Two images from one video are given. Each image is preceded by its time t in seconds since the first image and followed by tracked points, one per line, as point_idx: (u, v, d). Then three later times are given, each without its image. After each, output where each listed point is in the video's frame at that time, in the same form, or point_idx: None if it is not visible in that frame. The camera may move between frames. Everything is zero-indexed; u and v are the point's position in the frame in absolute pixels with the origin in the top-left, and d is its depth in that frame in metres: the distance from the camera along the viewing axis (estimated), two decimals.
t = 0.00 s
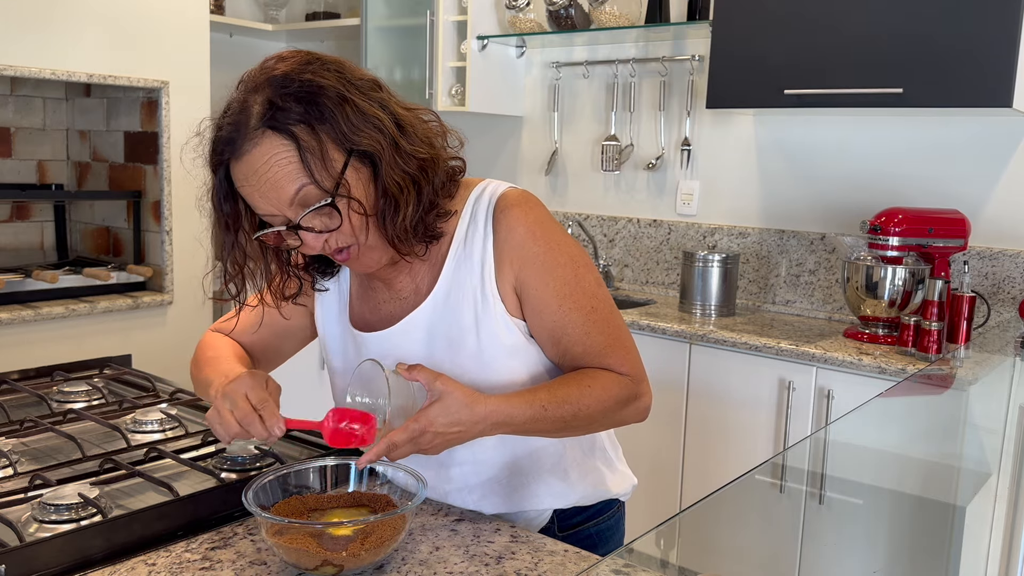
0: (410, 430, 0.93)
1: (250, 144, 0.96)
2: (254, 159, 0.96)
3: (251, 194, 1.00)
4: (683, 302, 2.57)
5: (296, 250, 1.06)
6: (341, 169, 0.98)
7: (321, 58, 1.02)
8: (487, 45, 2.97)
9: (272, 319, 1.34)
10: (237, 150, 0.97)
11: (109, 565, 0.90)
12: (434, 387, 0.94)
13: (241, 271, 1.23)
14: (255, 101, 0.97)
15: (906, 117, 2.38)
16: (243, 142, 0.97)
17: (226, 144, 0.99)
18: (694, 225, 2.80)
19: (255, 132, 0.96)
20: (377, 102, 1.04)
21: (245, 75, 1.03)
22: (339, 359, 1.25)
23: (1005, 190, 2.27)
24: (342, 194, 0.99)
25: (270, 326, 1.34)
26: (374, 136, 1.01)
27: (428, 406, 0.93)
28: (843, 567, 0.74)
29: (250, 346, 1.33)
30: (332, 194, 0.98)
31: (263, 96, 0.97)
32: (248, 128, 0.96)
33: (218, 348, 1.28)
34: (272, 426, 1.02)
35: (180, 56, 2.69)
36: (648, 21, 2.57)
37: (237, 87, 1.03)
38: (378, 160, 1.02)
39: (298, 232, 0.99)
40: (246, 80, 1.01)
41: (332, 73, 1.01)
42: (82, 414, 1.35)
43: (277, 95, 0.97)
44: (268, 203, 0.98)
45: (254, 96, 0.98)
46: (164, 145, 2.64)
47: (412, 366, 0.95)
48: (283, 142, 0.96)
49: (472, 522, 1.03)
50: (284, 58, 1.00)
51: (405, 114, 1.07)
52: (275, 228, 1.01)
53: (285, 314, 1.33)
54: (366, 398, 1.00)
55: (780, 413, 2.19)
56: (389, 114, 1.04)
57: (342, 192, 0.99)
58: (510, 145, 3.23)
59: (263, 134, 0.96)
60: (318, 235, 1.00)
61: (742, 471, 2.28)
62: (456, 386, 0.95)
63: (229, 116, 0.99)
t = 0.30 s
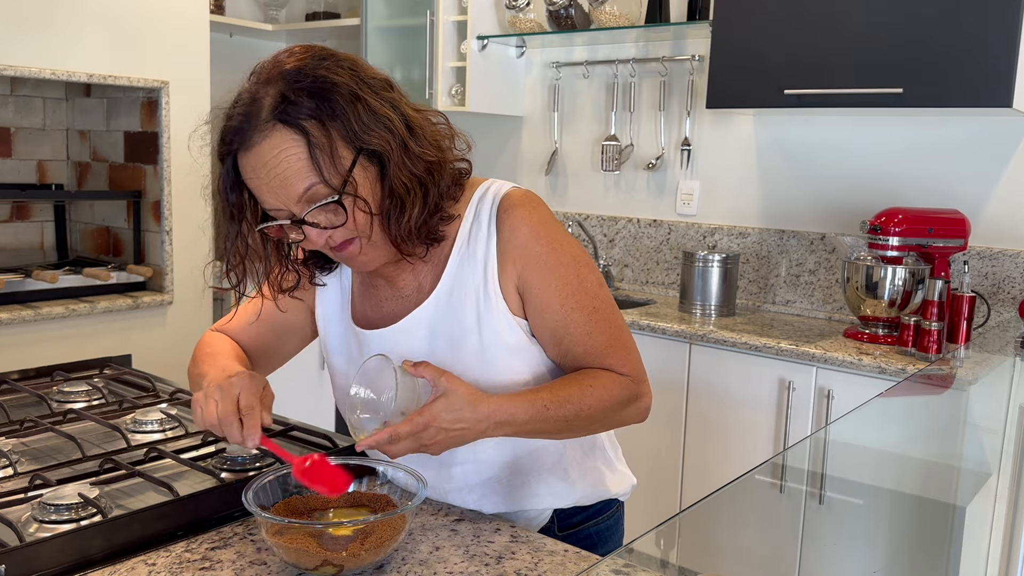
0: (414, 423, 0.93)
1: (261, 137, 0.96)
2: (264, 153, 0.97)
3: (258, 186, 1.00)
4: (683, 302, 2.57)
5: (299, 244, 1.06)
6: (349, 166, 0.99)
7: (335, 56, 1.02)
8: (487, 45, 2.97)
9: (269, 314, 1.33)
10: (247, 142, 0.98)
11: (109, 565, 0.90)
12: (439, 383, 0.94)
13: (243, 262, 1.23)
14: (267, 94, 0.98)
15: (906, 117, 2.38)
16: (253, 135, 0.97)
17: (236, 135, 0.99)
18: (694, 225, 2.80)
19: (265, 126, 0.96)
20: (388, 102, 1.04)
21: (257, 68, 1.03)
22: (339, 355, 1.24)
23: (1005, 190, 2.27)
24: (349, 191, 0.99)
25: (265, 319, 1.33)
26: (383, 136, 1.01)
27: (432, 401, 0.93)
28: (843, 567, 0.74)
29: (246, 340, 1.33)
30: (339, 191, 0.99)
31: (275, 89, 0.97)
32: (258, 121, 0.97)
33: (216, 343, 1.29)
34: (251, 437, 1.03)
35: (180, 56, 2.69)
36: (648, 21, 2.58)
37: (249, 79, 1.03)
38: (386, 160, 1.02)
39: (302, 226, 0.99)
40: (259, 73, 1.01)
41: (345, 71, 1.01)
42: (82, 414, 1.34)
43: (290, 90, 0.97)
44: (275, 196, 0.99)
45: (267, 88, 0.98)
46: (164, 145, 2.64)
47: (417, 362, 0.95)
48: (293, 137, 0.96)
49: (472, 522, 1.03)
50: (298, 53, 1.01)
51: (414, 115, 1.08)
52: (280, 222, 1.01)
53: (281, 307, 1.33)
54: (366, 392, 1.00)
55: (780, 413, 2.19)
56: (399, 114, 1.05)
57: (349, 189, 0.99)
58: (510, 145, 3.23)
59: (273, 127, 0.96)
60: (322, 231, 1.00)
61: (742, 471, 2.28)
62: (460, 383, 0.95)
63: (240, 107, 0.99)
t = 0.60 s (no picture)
0: (424, 398, 0.90)
1: (300, 110, 0.96)
2: (301, 126, 0.96)
3: (289, 159, 1.00)
4: (683, 302, 2.57)
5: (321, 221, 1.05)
6: (384, 147, 0.99)
7: (376, 38, 1.03)
8: (487, 45, 2.97)
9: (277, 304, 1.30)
10: (285, 114, 0.97)
11: (109, 565, 0.90)
12: (445, 374, 0.94)
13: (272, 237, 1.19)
14: (309, 69, 0.97)
15: (906, 117, 2.38)
16: (291, 107, 0.97)
17: (273, 107, 0.99)
18: (694, 225, 2.80)
19: (305, 99, 0.96)
20: (424, 89, 1.05)
21: (299, 43, 1.03)
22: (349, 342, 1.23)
23: (1005, 190, 2.27)
24: (382, 171, 0.99)
25: (282, 304, 1.30)
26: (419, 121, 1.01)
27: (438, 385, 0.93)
28: (843, 566, 0.74)
29: (253, 334, 1.28)
30: (373, 170, 0.99)
31: (318, 64, 0.97)
32: (298, 94, 0.96)
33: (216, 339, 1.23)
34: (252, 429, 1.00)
35: (180, 55, 2.69)
36: (648, 21, 2.58)
37: (289, 53, 1.03)
38: (419, 145, 1.02)
39: (329, 202, 0.99)
40: (300, 48, 1.01)
41: (386, 54, 1.02)
42: (82, 414, 1.34)
43: (333, 67, 0.97)
44: (307, 169, 0.98)
45: (309, 63, 0.98)
46: (164, 145, 2.65)
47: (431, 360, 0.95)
48: (333, 114, 0.96)
49: (472, 523, 1.03)
50: (341, 32, 1.01)
51: (446, 105, 1.09)
52: (307, 196, 1.01)
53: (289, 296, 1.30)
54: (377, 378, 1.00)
55: (780, 413, 2.19)
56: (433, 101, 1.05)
57: (382, 170, 0.99)
58: (510, 144, 3.23)
59: (313, 101, 0.96)
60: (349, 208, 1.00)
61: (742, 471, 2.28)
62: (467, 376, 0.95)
63: (278, 78, 0.99)
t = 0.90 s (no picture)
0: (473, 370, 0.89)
1: (346, 87, 0.98)
2: (346, 104, 0.98)
3: (329, 136, 1.02)
4: (683, 302, 2.57)
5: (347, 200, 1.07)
6: (423, 133, 1.02)
7: (420, 28, 1.06)
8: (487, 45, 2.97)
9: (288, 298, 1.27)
10: (331, 91, 0.99)
11: (109, 565, 0.90)
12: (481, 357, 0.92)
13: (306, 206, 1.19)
14: (357, 49, 1.00)
15: (906, 117, 2.38)
16: (337, 84, 0.99)
17: (318, 82, 1.01)
18: (694, 225, 2.80)
19: (353, 78, 0.98)
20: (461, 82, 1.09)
21: (346, 24, 1.05)
22: (359, 330, 1.20)
23: (1005, 189, 2.27)
24: (419, 157, 1.02)
25: (292, 294, 1.27)
26: (456, 112, 1.05)
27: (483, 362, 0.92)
28: (843, 566, 0.75)
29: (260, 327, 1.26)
30: (411, 155, 1.02)
31: (367, 46, 1.00)
32: (347, 73, 0.99)
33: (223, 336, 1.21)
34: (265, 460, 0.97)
35: (180, 55, 2.69)
36: (648, 21, 2.58)
37: (336, 32, 1.05)
38: (454, 135, 1.06)
39: (364, 181, 1.01)
40: (348, 29, 1.04)
41: (430, 43, 1.05)
42: (82, 414, 1.34)
43: (382, 50, 1.00)
44: (346, 147, 1.00)
45: (358, 43, 1.00)
46: (164, 145, 2.65)
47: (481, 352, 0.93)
48: (379, 96, 0.98)
49: (472, 523, 1.03)
50: (389, 18, 1.04)
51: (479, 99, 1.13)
52: (341, 173, 1.02)
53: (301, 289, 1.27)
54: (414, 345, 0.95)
55: (780, 413, 2.19)
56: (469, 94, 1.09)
57: (420, 155, 1.02)
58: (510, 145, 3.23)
59: (360, 81, 0.98)
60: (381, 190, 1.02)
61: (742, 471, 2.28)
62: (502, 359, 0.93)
63: (325, 56, 1.01)
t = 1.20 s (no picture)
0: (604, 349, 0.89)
1: (381, 75, 0.99)
2: (379, 91, 0.99)
3: (357, 120, 1.02)
4: (683, 301, 2.57)
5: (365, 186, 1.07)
6: (450, 127, 1.03)
7: (452, 23, 1.07)
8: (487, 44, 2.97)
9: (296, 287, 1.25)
10: (365, 77, 0.99)
11: (109, 565, 0.90)
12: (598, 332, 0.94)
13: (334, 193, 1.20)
14: (392, 38, 1.00)
15: (906, 117, 2.38)
16: (371, 70, 0.99)
17: (351, 67, 1.01)
18: (694, 225, 2.80)
19: (388, 66, 0.99)
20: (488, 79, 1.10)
21: (379, 13, 1.06)
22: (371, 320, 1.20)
23: (1005, 189, 2.27)
24: (445, 149, 1.03)
25: (302, 285, 1.26)
26: (483, 108, 1.06)
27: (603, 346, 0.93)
28: (842, 566, 0.75)
29: (271, 318, 1.24)
30: (439, 146, 1.02)
31: (402, 36, 1.01)
32: (382, 60, 0.99)
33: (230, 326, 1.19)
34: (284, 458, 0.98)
35: (180, 55, 2.69)
36: (648, 21, 2.58)
37: (368, 19, 1.05)
38: (478, 131, 1.07)
39: (389, 168, 1.01)
40: (381, 17, 1.04)
41: (462, 39, 1.06)
42: (82, 414, 1.34)
43: (417, 42, 1.01)
44: (374, 133, 1.00)
45: (393, 33, 1.01)
46: (164, 144, 2.65)
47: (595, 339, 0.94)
48: (413, 86, 0.99)
49: (472, 523, 1.03)
50: (422, 11, 1.05)
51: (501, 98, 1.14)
52: (365, 158, 1.02)
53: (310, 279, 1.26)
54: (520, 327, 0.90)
55: (780, 413, 2.19)
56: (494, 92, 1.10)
57: (446, 147, 1.03)
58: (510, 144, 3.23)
59: (395, 69, 0.99)
60: (405, 178, 1.02)
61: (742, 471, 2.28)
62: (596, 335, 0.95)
63: (359, 42, 1.02)
